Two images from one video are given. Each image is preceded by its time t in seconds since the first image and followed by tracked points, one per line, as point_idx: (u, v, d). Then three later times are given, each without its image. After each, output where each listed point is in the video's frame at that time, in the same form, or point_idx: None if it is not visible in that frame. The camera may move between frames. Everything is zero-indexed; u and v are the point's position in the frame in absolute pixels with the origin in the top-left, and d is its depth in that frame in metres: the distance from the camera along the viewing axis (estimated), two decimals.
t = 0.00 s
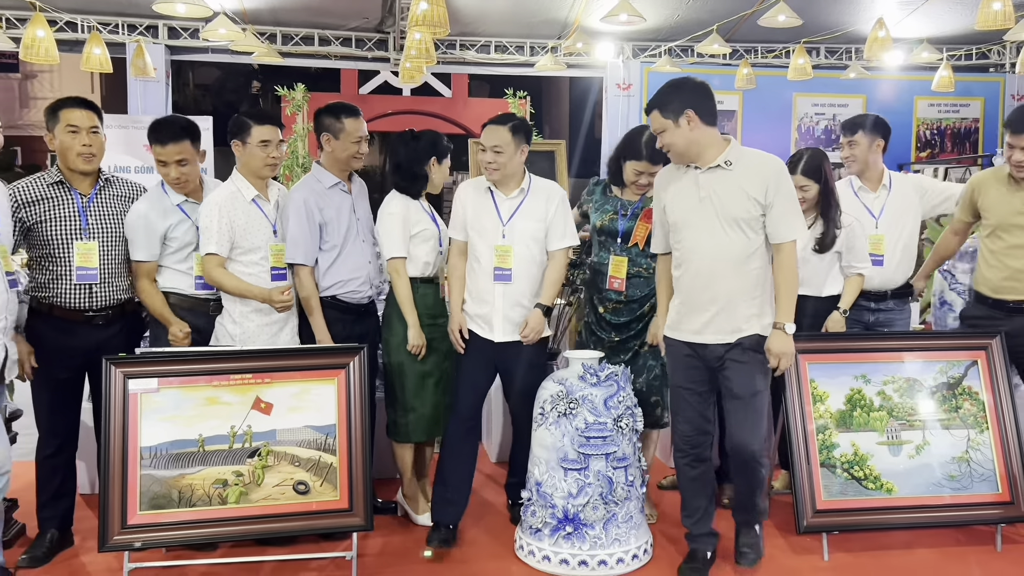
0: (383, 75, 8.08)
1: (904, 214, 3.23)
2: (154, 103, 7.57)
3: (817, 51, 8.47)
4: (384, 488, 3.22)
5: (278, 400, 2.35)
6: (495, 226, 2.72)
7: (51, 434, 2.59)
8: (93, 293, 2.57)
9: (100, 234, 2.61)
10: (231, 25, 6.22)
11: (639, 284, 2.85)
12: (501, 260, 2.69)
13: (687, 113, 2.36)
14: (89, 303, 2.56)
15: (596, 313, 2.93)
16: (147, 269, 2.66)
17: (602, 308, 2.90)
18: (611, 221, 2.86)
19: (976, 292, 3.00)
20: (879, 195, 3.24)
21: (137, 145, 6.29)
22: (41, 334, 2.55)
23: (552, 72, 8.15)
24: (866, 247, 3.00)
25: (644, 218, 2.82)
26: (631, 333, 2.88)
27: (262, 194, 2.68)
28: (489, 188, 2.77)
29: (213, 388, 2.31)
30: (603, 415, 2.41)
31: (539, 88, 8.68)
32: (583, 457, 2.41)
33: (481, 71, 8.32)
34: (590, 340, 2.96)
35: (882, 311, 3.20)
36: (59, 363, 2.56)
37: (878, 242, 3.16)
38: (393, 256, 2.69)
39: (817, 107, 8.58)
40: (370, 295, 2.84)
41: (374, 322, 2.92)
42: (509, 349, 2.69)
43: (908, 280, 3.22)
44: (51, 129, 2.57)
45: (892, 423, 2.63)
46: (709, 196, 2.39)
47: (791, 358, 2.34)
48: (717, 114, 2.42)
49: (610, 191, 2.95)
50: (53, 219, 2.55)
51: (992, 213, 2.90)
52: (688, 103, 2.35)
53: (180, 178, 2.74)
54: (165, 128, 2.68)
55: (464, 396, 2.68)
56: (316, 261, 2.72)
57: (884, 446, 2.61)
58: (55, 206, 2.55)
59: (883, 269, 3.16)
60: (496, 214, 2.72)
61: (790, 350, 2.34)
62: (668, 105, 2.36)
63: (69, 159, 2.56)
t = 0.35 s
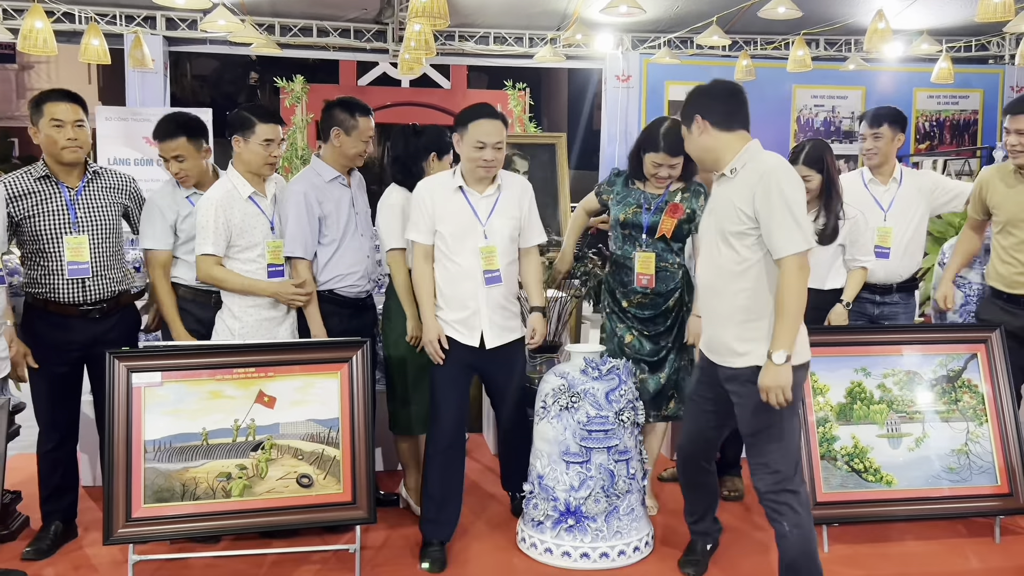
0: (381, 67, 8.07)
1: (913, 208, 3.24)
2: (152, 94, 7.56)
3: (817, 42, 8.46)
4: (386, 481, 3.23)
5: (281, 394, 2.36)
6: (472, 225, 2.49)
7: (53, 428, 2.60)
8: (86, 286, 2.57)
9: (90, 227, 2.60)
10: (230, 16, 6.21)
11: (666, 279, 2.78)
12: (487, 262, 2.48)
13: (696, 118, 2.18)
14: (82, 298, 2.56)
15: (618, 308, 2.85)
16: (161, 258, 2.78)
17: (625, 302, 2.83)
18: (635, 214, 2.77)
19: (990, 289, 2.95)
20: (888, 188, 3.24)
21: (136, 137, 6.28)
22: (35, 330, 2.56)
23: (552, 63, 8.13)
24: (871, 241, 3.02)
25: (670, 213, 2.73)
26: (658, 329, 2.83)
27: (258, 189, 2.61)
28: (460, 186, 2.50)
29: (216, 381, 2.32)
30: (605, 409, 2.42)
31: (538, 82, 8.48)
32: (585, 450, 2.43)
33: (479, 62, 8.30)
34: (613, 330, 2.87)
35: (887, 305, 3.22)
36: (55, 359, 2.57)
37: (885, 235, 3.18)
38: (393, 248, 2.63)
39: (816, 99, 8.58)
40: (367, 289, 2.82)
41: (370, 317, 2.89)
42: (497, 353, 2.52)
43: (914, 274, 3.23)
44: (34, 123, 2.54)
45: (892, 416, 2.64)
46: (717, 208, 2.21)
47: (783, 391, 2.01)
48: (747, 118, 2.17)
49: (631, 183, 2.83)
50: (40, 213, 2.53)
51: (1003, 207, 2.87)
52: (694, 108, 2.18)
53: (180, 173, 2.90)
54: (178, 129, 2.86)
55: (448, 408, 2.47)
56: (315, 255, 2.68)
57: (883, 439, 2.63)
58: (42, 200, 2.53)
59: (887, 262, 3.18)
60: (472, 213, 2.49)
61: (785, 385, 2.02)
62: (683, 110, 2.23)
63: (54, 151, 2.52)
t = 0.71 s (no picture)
0: (382, 61, 8.07)
1: (918, 207, 3.25)
2: (153, 89, 7.57)
3: (817, 37, 8.46)
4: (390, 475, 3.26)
5: (290, 390, 2.39)
6: (463, 219, 2.42)
7: (60, 425, 2.63)
8: (86, 284, 2.57)
9: (85, 224, 2.58)
10: (232, 11, 6.22)
11: (694, 286, 2.64)
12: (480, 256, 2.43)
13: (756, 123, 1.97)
14: (82, 295, 2.56)
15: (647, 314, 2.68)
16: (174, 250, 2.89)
17: (654, 311, 2.67)
18: (661, 219, 2.62)
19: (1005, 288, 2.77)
20: (892, 186, 3.26)
21: (139, 133, 6.29)
22: (36, 329, 2.56)
23: (552, 58, 8.14)
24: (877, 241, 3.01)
25: (697, 214, 2.61)
26: (684, 336, 2.68)
27: (265, 189, 2.61)
28: (449, 180, 2.42)
29: (226, 378, 2.35)
30: (609, 405, 2.45)
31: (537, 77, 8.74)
32: (590, 445, 2.46)
33: (479, 56, 8.30)
34: (634, 344, 2.72)
35: (892, 302, 3.27)
36: (59, 356, 2.59)
37: (892, 233, 3.21)
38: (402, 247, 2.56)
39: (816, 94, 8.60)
40: (373, 287, 2.84)
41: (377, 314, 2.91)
42: (487, 351, 2.48)
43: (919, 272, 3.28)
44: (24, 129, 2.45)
45: (892, 411, 2.68)
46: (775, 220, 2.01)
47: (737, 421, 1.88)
48: (812, 125, 1.92)
49: (650, 187, 2.69)
50: (32, 214, 2.49)
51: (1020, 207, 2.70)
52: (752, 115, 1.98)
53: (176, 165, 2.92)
54: (172, 125, 2.85)
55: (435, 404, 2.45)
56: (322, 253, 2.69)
57: (883, 434, 2.67)
58: (32, 201, 2.49)
59: (895, 259, 3.21)
60: (463, 207, 2.42)
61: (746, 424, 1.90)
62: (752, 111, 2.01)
63: (45, 159, 2.47)
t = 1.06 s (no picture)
0: (385, 58, 8.10)
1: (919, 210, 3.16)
2: (157, 85, 7.61)
3: (818, 35, 8.48)
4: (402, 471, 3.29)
5: (304, 387, 2.42)
6: (489, 218, 2.33)
7: (75, 421, 2.65)
8: (96, 286, 2.55)
9: (98, 226, 2.57)
10: (237, 9, 6.25)
11: (724, 282, 2.62)
12: (511, 258, 2.33)
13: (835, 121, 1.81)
14: (92, 297, 2.55)
15: (676, 311, 2.68)
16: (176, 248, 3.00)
17: (686, 310, 2.65)
18: (694, 216, 2.60)
19: None
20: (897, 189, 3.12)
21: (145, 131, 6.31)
22: (50, 328, 2.56)
23: (555, 55, 8.16)
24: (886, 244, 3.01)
25: (731, 210, 2.59)
26: (716, 334, 2.65)
27: (280, 189, 2.66)
28: (473, 180, 2.34)
29: (241, 375, 2.38)
30: (619, 403, 2.49)
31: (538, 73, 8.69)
32: (600, 443, 2.49)
33: (482, 53, 8.32)
34: (661, 343, 2.72)
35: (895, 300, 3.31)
36: (72, 354, 2.58)
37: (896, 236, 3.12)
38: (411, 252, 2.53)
39: (817, 91, 8.66)
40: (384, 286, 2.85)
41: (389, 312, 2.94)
42: (508, 355, 2.38)
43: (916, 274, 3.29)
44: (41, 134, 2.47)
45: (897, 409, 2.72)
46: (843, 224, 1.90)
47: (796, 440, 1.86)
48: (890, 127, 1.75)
49: (678, 183, 2.65)
50: (45, 216, 2.50)
51: None
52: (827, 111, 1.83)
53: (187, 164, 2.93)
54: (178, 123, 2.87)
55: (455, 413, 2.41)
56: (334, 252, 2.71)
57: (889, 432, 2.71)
58: (46, 203, 2.50)
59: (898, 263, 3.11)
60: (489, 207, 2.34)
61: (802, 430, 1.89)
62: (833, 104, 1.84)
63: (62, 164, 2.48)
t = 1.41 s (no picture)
0: (389, 57, 8.12)
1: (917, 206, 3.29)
2: (161, 83, 7.62)
3: (821, 33, 8.48)
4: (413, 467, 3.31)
5: (320, 384, 2.45)
6: (529, 212, 2.31)
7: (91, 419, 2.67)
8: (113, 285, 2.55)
9: (129, 227, 2.57)
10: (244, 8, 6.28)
11: (759, 277, 2.53)
12: (550, 252, 2.32)
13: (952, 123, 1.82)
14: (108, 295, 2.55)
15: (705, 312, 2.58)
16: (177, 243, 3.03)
17: (716, 308, 2.55)
18: (724, 210, 2.51)
19: None
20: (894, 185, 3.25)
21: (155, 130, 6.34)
22: (65, 317, 2.59)
23: (558, 54, 8.18)
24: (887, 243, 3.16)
25: (766, 205, 2.50)
26: (749, 334, 2.55)
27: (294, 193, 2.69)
28: (513, 174, 2.31)
29: (258, 372, 2.41)
30: (631, 400, 2.52)
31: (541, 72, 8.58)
32: (611, 439, 2.52)
33: (486, 52, 8.34)
34: (693, 344, 2.62)
35: (897, 298, 3.34)
36: (84, 345, 2.57)
37: (898, 232, 3.21)
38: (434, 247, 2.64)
39: (820, 90, 8.65)
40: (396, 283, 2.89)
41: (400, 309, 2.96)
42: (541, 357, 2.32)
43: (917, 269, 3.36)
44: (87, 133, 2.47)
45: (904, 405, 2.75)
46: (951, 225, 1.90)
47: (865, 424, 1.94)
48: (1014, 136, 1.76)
49: (712, 175, 2.58)
50: (80, 210, 2.54)
51: None
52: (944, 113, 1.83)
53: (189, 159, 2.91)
54: (181, 119, 2.84)
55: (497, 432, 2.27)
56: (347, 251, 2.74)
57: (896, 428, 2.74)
58: (83, 198, 2.53)
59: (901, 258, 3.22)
60: (529, 201, 2.31)
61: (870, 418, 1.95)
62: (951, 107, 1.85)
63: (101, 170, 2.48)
